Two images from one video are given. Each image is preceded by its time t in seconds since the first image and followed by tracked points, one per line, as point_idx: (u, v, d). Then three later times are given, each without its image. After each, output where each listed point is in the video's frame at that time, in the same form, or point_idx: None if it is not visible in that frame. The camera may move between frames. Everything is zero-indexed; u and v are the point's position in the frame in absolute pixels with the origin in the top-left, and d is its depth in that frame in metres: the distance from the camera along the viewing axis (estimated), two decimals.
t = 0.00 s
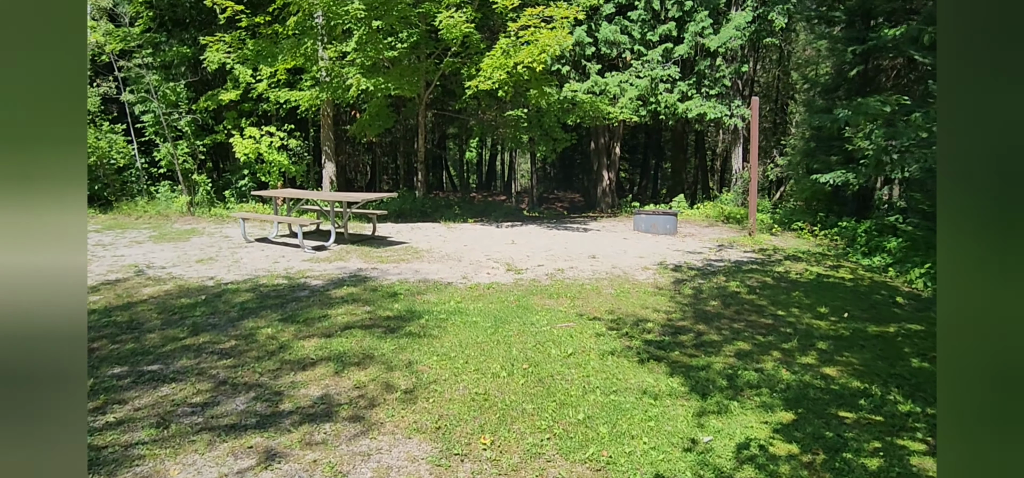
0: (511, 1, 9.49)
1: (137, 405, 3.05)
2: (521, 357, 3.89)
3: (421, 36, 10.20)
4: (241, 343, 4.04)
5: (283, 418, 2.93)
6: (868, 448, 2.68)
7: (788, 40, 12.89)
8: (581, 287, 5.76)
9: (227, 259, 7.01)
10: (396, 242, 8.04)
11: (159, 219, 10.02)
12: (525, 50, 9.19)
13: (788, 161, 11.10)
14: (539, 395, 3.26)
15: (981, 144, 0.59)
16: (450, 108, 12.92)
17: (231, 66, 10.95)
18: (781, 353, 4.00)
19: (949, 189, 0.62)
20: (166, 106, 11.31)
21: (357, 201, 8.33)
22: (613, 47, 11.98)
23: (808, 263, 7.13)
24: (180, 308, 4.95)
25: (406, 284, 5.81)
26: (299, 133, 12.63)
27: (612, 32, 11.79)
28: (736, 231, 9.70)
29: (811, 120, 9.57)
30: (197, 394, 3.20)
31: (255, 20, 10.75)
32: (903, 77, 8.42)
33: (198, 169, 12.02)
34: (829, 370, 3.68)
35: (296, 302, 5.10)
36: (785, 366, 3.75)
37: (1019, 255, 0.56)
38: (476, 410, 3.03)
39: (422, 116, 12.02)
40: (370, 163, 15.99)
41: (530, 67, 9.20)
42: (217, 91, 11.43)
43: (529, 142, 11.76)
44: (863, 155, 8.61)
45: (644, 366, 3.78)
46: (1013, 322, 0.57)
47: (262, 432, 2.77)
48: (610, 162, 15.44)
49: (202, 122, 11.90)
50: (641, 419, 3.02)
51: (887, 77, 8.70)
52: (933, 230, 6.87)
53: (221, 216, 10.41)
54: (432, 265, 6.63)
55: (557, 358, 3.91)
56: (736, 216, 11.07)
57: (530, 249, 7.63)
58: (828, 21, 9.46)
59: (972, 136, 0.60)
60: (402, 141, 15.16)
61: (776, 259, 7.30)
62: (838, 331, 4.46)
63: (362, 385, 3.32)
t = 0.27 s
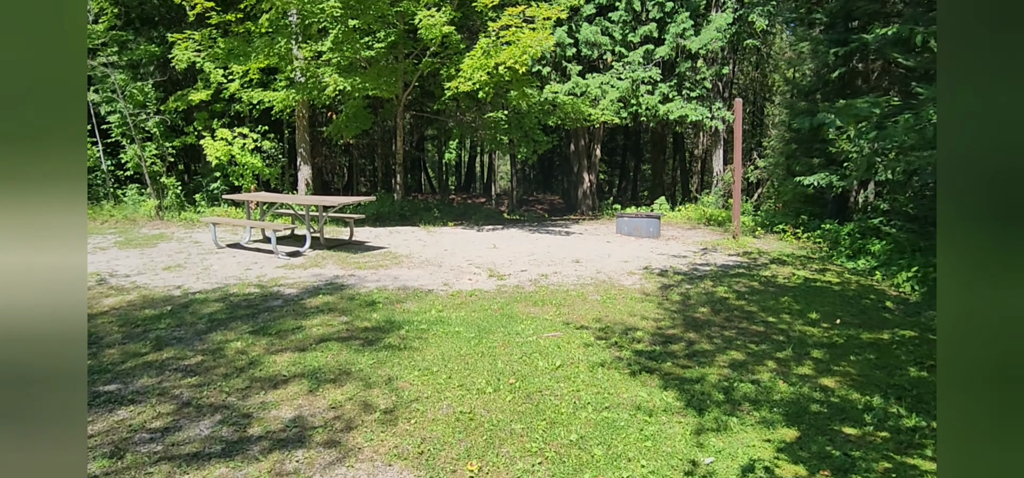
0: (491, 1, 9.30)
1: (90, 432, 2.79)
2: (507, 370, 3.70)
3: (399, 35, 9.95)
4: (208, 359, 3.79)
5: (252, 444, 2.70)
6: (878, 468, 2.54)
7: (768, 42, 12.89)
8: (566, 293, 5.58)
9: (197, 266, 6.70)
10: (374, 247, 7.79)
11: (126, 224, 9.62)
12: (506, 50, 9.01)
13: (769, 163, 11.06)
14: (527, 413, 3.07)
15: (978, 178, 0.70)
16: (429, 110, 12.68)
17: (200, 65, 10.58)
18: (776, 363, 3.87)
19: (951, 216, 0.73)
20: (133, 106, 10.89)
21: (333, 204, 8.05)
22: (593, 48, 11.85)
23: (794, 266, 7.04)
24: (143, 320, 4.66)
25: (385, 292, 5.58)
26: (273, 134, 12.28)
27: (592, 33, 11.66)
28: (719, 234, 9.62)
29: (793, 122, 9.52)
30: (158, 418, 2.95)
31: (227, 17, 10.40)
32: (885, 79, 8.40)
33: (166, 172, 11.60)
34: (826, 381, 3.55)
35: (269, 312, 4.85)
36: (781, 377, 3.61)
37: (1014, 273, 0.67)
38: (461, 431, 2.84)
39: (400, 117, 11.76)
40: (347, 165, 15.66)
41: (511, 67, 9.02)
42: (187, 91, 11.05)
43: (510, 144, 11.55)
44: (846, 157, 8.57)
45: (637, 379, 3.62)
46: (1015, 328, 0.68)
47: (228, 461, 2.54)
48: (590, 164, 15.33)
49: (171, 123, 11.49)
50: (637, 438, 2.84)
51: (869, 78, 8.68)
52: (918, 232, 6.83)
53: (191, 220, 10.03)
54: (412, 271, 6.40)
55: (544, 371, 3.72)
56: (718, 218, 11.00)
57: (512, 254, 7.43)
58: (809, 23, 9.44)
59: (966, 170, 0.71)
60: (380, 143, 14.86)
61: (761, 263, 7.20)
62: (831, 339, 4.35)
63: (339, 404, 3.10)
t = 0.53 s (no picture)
0: None
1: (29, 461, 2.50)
2: (492, 383, 3.49)
3: (377, 35, 9.74)
4: (168, 375, 3.51)
5: (212, 471, 2.44)
6: None
7: (749, 46, 12.88)
8: (550, 300, 5.38)
9: (163, 273, 6.38)
10: (351, 252, 7.52)
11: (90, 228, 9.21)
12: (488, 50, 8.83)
13: (751, 166, 11.01)
14: (514, 431, 2.87)
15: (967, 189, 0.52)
16: (408, 111, 12.45)
17: (170, 63, 10.23)
18: (771, 373, 3.71)
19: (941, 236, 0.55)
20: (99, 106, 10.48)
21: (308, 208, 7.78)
22: (575, 51, 11.75)
23: (781, 271, 6.93)
24: (100, 331, 4.35)
25: (362, 299, 5.33)
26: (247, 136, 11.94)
27: (574, 36, 11.56)
28: (703, 238, 9.51)
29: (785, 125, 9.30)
30: (108, 443, 2.68)
31: (198, 15, 10.07)
32: (868, 82, 8.37)
33: (134, 175, 11.19)
34: (825, 392, 3.40)
35: (237, 322, 4.57)
36: (779, 388, 3.45)
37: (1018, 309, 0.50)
38: (443, 452, 2.62)
39: (378, 119, 11.51)
40: (324, 168, 15.34)
41: (493, 68, 8.85)
42: (156, 90, 10.67)
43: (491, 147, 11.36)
44: (829, 161, 8.51)
45: (628, 392, 3.43)
46: (1014, 379, 0.52)
47: None
48: (571, 168, 15.20)
49: (140, 124, 11.10)
50: (632, 458, 2.65)
51: (852, 81, 8.65)
52: (903, 236, 6.77)
53: (160, 225, 9.66)
54: (390, 278, 6.16)
55: (531, 384, 3.52)
56: (701, 222, 10.91)
57: (493, 259, 7.23)
58: (791, 27, 9.42)
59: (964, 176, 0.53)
60: (357, 146, 14.58)
61: (747, 268, 7.08)
62: (826, 347, 4.21)
63: (310, 424, 2.86)
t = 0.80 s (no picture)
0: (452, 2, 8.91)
1: None
2: (474, 408, 3.27)
3: (354, 38, 9.48)
4: (122, 401, 3.23)
5: None
6: None
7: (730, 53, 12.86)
8: (533, 313, 5.18)
9: (126, 285, 6.04)
10: (326, 263, 7.24)
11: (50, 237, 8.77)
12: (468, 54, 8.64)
13: (734, 174, 10.94)
14: (500, 464, 2.65)
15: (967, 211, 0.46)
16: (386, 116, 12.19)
17: (137, 65, 9.84)
18: (767, 393, 3.55)
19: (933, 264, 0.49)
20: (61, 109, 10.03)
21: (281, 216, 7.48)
22: (556, 56, 11.60)
23: (767, 281, 6.80)
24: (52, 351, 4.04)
25: (336, 314, 5.07)
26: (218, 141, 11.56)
27: (555, 41, 11.43)
28: (686, 246, 9.39)
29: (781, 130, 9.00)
30: None
31: (168, 15, 9.71)
32: (850, 90, 8.34)
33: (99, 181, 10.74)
34: (825, 414, 3.25)
35: (203, 340, 4.28)
36: (775, 410, 3.30)
37: None
38: None
39: (355, 124, 11.24)
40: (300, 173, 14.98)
41: (474, 72, 8.65)
42: (123, 93, 10.27)
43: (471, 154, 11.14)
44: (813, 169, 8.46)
45: (619, 415, 3.24)
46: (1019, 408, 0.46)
47: None
48: (552, 174, 15.05)
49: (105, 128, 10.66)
50: None
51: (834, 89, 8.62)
52: (890, 246, 6.70)
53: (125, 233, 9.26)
54: (366, 289, 5.92)
55: (516, 408, 3.30)
56: (683, 230, 10.81)
57: (474, 269, 7.01)
58: (773, 34, 9.37)
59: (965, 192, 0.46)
60: (334, 151, 14.26)
61: (733, 278, 6.95)
62: (819, 363, 4.07)
63: (276, 459, 2.61)
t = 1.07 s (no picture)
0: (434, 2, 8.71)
1: None
2: (460, 429, 3.07)
3: (334, 39, 9.24)
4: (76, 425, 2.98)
5: None
6: None
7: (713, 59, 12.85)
8: (519, 324, 4.99)
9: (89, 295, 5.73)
10: (304, 271, 6.98)
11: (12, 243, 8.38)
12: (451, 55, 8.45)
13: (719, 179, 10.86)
14: None
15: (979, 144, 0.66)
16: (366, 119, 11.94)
17: (106, 65, 9.48)
18: (765, 409, 3.40)
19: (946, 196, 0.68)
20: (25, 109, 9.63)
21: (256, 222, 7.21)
22: (539, 59, 11.46)
23: (755, 289, 6.69)
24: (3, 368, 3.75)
25: (313, 326, 4.83)
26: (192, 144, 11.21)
27: (539, 44, 11.28)
28: (671, 253, 9.27)
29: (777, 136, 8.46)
30: None
31: (139, 13, 9.38)
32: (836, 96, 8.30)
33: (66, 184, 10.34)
34: (827, 433, 3.10)
35: (169, 355, 4.03)
36: (775, 428, 3.14)
37: (1010, 356, 0.65)
38: None
39: (335, 127, 10.97)
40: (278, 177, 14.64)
41: (457, 73, 8.46)
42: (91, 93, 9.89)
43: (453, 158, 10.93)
44: (800, 175, 8.38)
45: (613, 435, 3.07)
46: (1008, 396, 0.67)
47: None
48: (535, 179, 14.89)
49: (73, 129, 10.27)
50: None
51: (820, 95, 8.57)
52: (878, 253, 6.62)
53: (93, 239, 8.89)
54: (345, 299, 5.68)
55: (505, 428, 3.11)
56: (668, 236, 10.69)
57: (457, 277, 6.80)
58: (758, 39, 9.31)
59: (964, 127, 0.68)
60: (312, 155, 13.95)
61: (722, 285, 6.82)
62: (816, 376, 3.94)
63: None
